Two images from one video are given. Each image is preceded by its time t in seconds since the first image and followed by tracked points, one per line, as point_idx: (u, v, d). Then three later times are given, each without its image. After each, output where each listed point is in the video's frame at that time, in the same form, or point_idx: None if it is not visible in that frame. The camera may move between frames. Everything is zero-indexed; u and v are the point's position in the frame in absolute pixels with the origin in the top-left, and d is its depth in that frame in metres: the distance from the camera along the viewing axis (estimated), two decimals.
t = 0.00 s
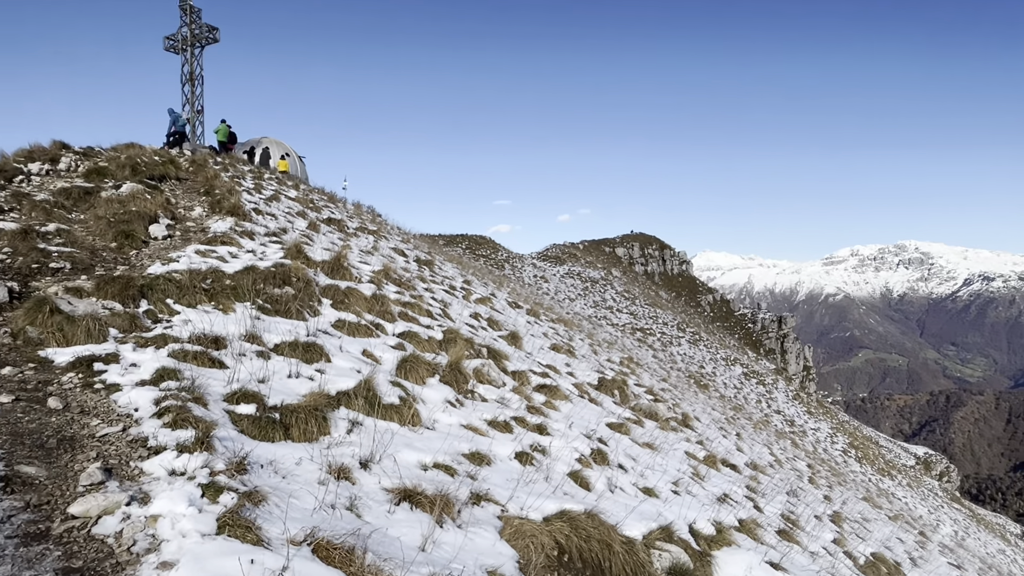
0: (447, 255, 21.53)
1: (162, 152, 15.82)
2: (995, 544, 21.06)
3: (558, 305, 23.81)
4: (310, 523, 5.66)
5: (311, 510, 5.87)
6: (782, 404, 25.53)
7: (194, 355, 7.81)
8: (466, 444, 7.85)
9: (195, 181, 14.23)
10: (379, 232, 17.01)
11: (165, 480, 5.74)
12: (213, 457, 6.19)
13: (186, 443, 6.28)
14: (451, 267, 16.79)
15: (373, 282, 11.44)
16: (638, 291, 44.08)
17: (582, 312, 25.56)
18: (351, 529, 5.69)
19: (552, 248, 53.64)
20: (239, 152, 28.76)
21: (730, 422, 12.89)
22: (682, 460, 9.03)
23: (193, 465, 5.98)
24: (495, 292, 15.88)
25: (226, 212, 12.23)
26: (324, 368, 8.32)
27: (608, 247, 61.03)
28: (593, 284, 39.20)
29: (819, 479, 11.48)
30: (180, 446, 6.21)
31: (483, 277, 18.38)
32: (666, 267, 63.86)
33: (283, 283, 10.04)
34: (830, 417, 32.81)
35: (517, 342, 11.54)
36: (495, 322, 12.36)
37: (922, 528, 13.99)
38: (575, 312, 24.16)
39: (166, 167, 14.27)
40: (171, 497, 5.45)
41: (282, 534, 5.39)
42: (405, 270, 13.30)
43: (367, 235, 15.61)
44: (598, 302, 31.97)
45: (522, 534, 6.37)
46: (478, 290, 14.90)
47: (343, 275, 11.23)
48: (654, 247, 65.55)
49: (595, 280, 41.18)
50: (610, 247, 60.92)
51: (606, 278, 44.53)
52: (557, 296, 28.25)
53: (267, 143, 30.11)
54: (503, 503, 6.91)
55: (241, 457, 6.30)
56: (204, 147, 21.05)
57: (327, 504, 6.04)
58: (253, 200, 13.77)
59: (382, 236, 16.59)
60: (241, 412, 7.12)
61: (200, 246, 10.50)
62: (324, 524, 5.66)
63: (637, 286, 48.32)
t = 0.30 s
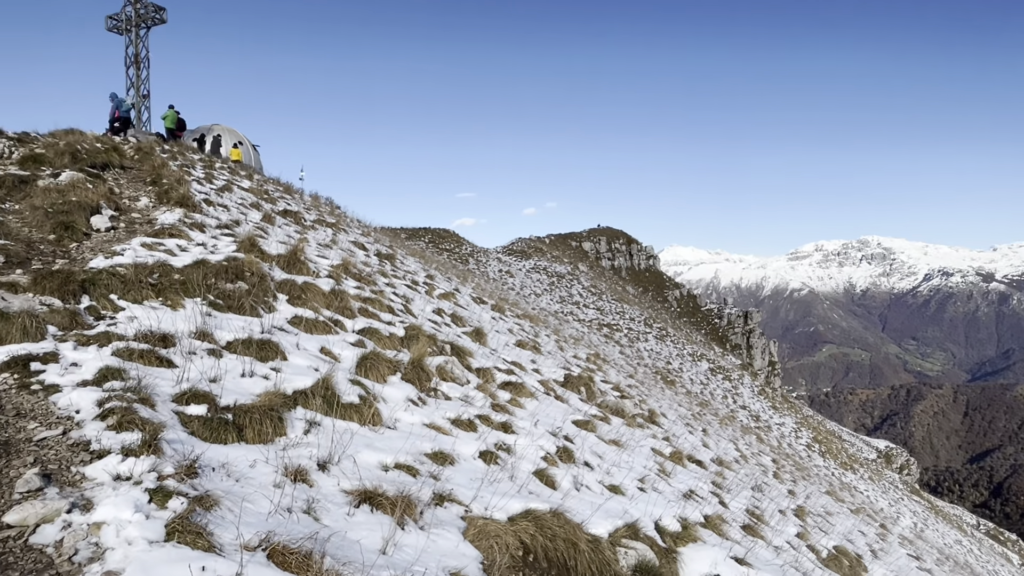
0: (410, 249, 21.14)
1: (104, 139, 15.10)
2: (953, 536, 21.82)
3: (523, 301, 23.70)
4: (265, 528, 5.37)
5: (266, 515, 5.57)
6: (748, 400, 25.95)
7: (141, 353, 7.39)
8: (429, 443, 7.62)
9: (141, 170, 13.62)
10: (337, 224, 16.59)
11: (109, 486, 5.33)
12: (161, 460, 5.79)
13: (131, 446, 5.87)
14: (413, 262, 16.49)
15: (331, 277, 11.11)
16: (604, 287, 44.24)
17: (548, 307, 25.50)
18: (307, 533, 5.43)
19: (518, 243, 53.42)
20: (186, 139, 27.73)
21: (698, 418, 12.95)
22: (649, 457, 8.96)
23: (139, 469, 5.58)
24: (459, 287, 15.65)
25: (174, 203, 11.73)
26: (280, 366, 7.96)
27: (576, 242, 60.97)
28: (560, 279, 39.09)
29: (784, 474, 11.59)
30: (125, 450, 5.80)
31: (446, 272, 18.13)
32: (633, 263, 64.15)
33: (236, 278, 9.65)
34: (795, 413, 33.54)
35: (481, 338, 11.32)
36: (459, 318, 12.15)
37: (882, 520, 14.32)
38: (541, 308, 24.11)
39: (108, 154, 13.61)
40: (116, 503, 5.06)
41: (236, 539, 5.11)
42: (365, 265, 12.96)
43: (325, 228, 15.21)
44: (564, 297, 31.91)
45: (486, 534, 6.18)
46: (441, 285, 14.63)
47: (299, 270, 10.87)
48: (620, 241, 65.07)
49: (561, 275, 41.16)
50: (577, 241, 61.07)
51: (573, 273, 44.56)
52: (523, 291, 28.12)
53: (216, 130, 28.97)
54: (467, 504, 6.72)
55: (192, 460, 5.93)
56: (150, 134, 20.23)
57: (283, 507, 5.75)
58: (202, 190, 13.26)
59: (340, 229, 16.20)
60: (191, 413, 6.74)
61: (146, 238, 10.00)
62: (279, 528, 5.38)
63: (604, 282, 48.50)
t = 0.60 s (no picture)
0: (363, 241, 19.77)
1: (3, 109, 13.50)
2: (961, 555, 21.37)
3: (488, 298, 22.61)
4: (194, 557, 4.38)
5: (194, 543, 4.54)
6: (740, 408, 25.30)
7: (48, 359, 6.01)
8: (383, 459, 6.61)
9: (45, 146, 12.24)
10: (276, 211, 15.29)
11: (8, 512, 4.18)
12: (72, 482, 4.65)
13: (36, 466, 4.63)
14: (364, 254, 15.27)
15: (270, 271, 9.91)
16: (580, 282, 42.96)
17: (518, 306, 24.43)
18: (242, 563, 4.45)
19: (485, 234, 51.73)
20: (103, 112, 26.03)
21: (683, 428, 12.17)
22: (629, 472, 8.15)
23: (44, 492, 4.44)
24: (417, 283, 14.49)
25: (85, 185, 10.46)
26: (211, 373, 6.75)
27: (549, 232, 59.39)
28: (532, 274, 37.80)
29: (778, 489, 10.88)
30: (28, 470, 4.55)
31: (403, 266, 16.97)
32: (613, 255, 61.86)
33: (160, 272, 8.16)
34: (786, 420, 32.93)
35: (441, 341, 10.21)
36: (416, 318, 11.05)
37: (882, 539, 13.75)
38: (509, 306, 23.06)
39: (8, 127, 12.12)
40: (15, 530, 3.98)
41: (159, 571, 4.12)
42: (309, 258, 11.67)
43: (263, 215, 13.99)
44: (535, 294, 30.62)
45: (448, 561, 5.32)
46: (396, 281, 13.42)
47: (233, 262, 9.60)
48: (599, 231, 63.27)
49: (532, 269, 39.74)
50: (550, 231, 59.17)
51: (545, 267, 43.19)
52: (489, 288, 26.93)
53: (136, 101, 27.64)
54: (426, 527, 5.80)
55: (107, 481, 4.77)
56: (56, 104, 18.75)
57: (215, 533, 4.72)
58: (119, 171, 12.03)
59: (282, 217, 14.88)
60: (107, 427, 5.48)
61: (53, 225, 8.63)
62: (210, 558, 4.40)
63: (579, 276, 47.22)
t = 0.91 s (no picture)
0: (310, 230, 18.36)
1: None
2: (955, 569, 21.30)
3: (450, 294, 21.53)
4: None
5: (119, 567, 3.82)
6: (724, 414, 24.91)
7: None
8: (332, 471, 5.78)
9: None
10: (213, 195, 13.77)
11: None
12: None
13: None
14: (311, 244, 14.06)
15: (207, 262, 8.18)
16: (550, 276, 41.36)
17: (482, 303, 23.35)
18: None
19: (446, 224, 49.49)
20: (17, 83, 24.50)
21: (664, 436, 11.62)
22: (604, 484, 7.53)
23: None
24: (371, 277, 13.40)
25: None
26: (140, 377, 5.78)
27: (517, 221, 57.59)
28: (499, 267, 36.31)
29: (764, 500, 10.41)
30: None
31: (355, 259, 15.83)
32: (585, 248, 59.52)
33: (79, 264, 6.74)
34: (775, 427, 32.36)
35: (399, 340, 9.13)
36: (371, 316, 9.68)
37: (876, 553, 13.40)
38: (473, 303, 21.99)
39: None
40: None
41: None
42: (250, 248, 10.06)
43: (198, 200, 12.42)
44: (502, 290, 29.11)
45: None
46: (348, 275, 12.15)
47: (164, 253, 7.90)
48: (571, 221, 60.48)
49: (498, 262, 37.91)
50: (518, 221, 57.38)
51: (512, 259, 41.40)
52: (450, 283, 25.65)
53: (53, 73, 25.91)
54: (381, 545, 5.09)
55: (17, 498, 3.93)
56: None
57: (143, 555, 4.01)
58: (33, 148, 10.41)
59: (219, 202, 13.46)
60: (19, 438, 4.51)
61: None
62: None
63: (550, 269, 45.70)
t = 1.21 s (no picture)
0: (253, 217, 17.24)
1: None
2: None
3: (409, 287, 20.68)
4: None
5: None
6: (702, 415, 24.42)
7: None
8: (275, 481, 5.05)
9: None
10: (144, 176, 12.65)
11: None
12: None
13: None
14: (254, 232, 13.13)
15: (135, 252, 7.32)
16: (514, 264, 40.16)
17: (444, 296, 22.50)
18: None
19: (403, 208, 47.34)
20: None
21: (639, 440, 11.22)
22: (573, 493, 7.02)
23: None
24: (321, 268, 12.58)
25: None
26: (59, 379, 4.80)
27: (481, 208, 55.33)
28: (462, 255, 34.90)
29: (745, 508, 10.04)
30: None
31: (303, 248, 14.97)
32: (556, 235, 58.03)
33: None
34: (757, 429, 32.07)
35: (351, 337, 8.42)
36: (319, 310, 8.95)
37: (863, 563, 13.11)
38: (433, 296, 21.17)
39: None
40: None
41: None
42: (185, 235, 9.19)
43: (128, 182, 11.40)
44: (464, 281, 28.00)
45: None
46: (296, 266, 11.36)
47: (86, 239, 6.97)
48: (540, 206, 59.19)
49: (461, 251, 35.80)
50: (483, 207, 55.31)
51: (477, 247, 39.39)
52: (410, 274, 24.63)
53: None
54: (328, 561, 4.44)
55: None
56: None
57: None
58: None
59: (152, 184, 12.38)
60: None
61: None
62: None
63: (516, 258, 44.37)
